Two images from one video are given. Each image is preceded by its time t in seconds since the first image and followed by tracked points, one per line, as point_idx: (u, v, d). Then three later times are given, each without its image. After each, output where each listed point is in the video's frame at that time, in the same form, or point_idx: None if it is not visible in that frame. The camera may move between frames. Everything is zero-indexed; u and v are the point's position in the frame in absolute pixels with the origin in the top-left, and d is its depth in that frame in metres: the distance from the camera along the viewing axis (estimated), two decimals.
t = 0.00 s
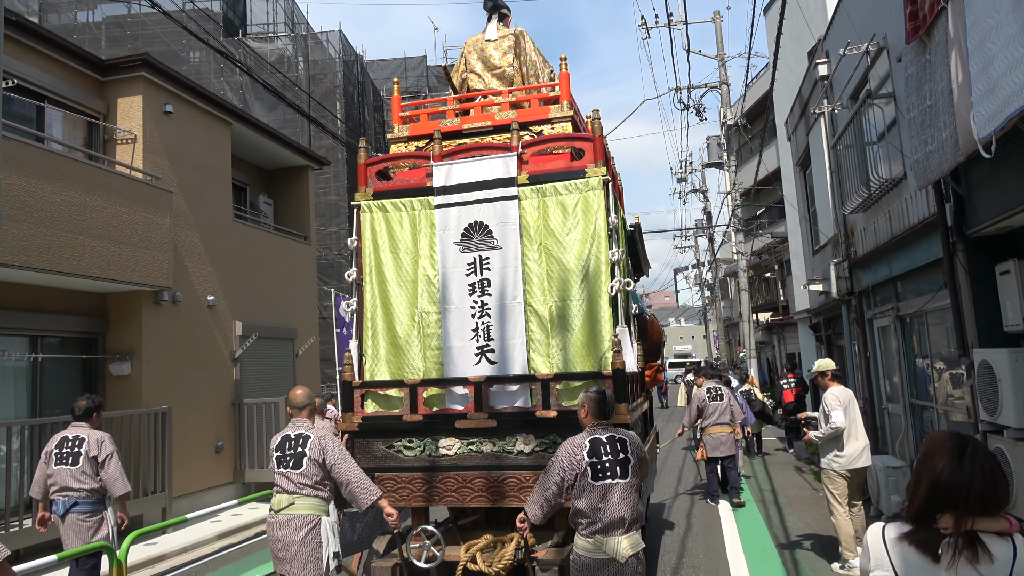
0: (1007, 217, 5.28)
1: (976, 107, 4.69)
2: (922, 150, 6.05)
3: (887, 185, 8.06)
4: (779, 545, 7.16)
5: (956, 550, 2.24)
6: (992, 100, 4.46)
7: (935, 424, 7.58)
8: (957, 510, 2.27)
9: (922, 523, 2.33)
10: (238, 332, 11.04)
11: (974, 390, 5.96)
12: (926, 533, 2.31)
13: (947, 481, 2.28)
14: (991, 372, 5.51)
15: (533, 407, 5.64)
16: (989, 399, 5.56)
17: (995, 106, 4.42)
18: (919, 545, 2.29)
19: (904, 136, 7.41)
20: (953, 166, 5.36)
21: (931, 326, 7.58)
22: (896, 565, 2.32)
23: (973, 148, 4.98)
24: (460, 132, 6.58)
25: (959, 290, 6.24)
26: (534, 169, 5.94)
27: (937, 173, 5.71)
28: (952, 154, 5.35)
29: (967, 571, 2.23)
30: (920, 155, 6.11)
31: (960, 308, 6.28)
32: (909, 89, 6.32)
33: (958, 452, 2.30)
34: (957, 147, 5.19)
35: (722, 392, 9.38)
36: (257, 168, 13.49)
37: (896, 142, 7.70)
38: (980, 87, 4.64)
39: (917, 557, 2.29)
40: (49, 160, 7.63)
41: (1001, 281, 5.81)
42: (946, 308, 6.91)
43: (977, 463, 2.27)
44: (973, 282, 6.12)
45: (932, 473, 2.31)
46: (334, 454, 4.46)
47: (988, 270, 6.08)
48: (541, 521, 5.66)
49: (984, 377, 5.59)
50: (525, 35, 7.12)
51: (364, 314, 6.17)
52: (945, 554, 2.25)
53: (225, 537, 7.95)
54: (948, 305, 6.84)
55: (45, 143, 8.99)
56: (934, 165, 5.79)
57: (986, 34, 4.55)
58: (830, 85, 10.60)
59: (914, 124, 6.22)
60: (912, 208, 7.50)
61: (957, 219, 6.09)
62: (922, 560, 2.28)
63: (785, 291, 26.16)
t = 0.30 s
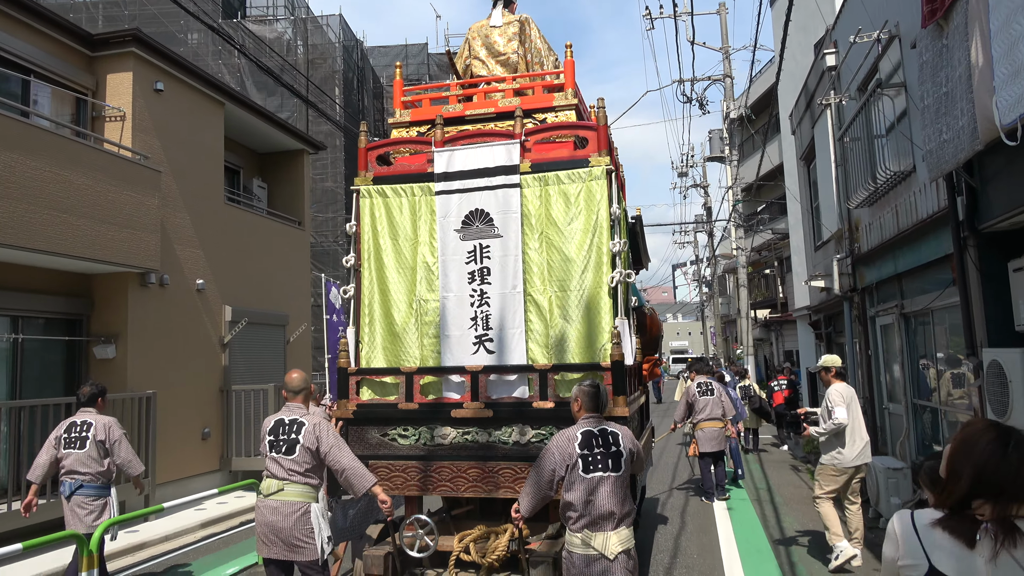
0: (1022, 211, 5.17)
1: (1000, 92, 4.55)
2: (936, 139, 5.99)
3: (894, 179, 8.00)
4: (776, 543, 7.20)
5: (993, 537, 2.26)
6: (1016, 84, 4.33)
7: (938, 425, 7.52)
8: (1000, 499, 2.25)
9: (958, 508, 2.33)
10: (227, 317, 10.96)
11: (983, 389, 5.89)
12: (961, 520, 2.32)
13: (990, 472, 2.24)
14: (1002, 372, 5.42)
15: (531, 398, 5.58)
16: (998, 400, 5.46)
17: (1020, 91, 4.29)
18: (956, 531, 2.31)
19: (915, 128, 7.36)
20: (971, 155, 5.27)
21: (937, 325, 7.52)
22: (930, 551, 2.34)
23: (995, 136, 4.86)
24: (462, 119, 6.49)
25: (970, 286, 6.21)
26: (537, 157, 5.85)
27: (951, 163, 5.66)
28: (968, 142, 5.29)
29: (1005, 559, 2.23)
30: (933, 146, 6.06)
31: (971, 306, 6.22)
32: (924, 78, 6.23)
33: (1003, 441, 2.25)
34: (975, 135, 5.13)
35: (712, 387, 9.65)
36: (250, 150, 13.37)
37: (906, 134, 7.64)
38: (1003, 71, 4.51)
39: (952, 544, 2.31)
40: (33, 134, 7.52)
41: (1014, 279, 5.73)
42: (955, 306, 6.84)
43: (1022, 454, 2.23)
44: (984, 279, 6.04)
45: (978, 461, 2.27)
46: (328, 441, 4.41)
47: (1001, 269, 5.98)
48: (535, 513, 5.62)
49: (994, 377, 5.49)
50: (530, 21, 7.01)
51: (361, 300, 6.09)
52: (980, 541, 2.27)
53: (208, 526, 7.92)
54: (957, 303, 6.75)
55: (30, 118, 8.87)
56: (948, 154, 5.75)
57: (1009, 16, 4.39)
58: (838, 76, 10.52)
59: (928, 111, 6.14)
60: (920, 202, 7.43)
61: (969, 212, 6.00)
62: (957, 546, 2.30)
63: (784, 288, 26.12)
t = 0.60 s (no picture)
0: None
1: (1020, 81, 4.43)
2: (949, 130, 5.91)
3: (900, 174, 7.94)
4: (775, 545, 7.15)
5: (1013, 550, 2.23)
6: None
7: (944, 427, 7.45)
8: (1019, 512, 2.22)
9: (975, 522, 2.29)
10: (215, 314, 10.85)
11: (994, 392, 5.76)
12: (980, 533, 2.27)
13: (1008, 485, 2.20)
14: (1013, 373, 5.31)
15: (528, 399, 5.50)
16: (1011, 404, 5.35)
17: None
18: (975, 545, 2.27)
19: (923, 122, 7.29)
20: (987, 146, 5.20)
21: (944, 324, 7.45)
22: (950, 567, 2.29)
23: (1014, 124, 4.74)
24: (459, 115, 6.39)
25: (980, 283, 6.14)
26: (536, 155, 5.77)
27: (965, 155, 5.59)
28: (984, 132, 5.22)
29: None
30: (945, 138, 5.98)
31: (981, 305, 6.14)
32: (935, 67, 6.16)
33: (1015, 451, 2.22)
34: (990, 126, 5.07)
35: (708, 389, 9.53)
36: (241, 144, 13.25)
37: (913, 127, 7.57)
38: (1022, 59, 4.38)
39: (973, 558, 2.26)
40: (14, 125, 7.39)
41: None
42: (965, 305, 6.76)
43: None
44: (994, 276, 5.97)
45: (992, 471, 2.23)
46: (319, 444, 4.33)
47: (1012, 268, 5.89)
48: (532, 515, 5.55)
49: (1006, 378, 5.38)
50: (530, 16, 6.90)
51: (357, 298, 6.00)
52: (1000, 554, 2.24)
53: (194, 529, 7.81)
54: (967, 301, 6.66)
55: (13, 108, 8.73)
56: (961, 146, 5.67)
57: None
58: (840, 70, 10.44)
59: (940, 101, 6.07)
60: (928, 197, 7.35)
61: (980, 209, 5.94)
62: (979, 562, 2.25)
63: (783, 286, 26.09)
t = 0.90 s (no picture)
0: None
1: None
2: (952, 115, 5.84)
3: (899, 164, 7.90)
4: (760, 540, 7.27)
5: (977, 542, 2.29)
6: None
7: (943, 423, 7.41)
8: (980, 504, 2.29)
9: (942, 515, 2.36)
10: (200, 310, 10.69)
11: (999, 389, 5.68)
12: (945, 525, 2.34)
13: (968, 479, 2.29)
14: (1018, 367, 5.25)
15: (520, 395, 5.46)
16: (1016, 400, 5.30)
17: None
18: (938, 536, 2.34)
19: (924, 110, 7.25)
20: (992, 131, 5.09)
21: (945, 316, 7.42)
22: (914, 557, 2.38)
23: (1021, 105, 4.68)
24: (450, 108, 6.31)
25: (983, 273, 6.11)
26: (527, 148, 5.71)
27: (969, 140, 5.52)
28: (991, 115, 5.10)
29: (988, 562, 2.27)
30: (949, 123, 5.93)
31: (986, 296, 6.12)
32: (938, 51, 6.13)
33: (978, 447, 2.31)
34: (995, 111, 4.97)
35: (703, 383, 9.64)
36: (227, 137, 13.14)
37: (913, 115, 7.53)
38: None
39: (936, 549, 2.34)
40: None
41: None
42: (966, 298, 6.71)
43: (998, 458, 2.28)
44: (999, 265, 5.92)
45: (956, 466, 2.32)
46: (310, 442, 4.24)
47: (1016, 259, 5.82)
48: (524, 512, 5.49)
49: (1012, 373, 5.31)
50: (522, 8, 6.83)
51: (346, 293, 5.92)
52: (963, 546, 2.30)
53: (176, 531, 7.69)
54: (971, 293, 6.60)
55: None
56: (965, 131, 5.61)
57: None
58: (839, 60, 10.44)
59: (943, 85, 6.03)
60: (928, 187, 7.31)
61: (984, 196, 5.84)
62: (942, 552, 2.33)
63: (779, 282, 26.09)
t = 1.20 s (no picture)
0: None
1: None
2: (964, 102, 5.78)
3: (908, 156, 7.80)
4: (756, 538, 7.48)
5: (961, 539, 2.25)
6: None
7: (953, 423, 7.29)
8: (967, 502, 2.23)
9: (928, 512, 2.30)
10: (192, 308, 10.64)
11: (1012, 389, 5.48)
12: (932, 523, 2.28)
13: (956, 475, 2.22)
14: None
15: (514, 395, 5.39)
16: None
17: None
18: (925, 534, 2.28)
19: (934, 101, 7.14)
20: (1007, 116, 5.03)
21: (954, 313, 7.31)
22: (900, 556, 2.32)
23: None
24: (445, 103, 6.24)
25: (995, 268, 5.89)
26: (521, 144, 5.62)
27: (983, 127, 5.45)
28: (1004, 100, 5.03)
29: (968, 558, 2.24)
30: (959, 109, 5.89)
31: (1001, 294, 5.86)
32: (949, 34, 6.02)
33: (967, 443, 2.24)
34: (1013, 91, 4.85)
35: (703, 383, 9.54)
36: (223, 132, 13.10)
37: (922, 105, 7.44)
38: None
39: (922, 548, 2.28)
40: None
41: None
42: (978, 294, 6.61)
43: (987, 455, 2.21)
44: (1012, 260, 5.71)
45: (944, 462, 2.25)
46: (306, 438, 4.17)
47: None
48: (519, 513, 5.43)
49: None
50: (518, 3, 6.76)
51: (340, 291, 5.87)
52: (949, 544, 2.25)
53: (164, 533, 7.61)
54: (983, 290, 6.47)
55: None
56: (977, 119, 5.56)
57: None
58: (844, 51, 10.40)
59: (954, 70, 5.96)
60: (938, 179, 7.21)
61: (996, 188, 5.71)
62: (925, 548, 2.28)
63: (784, 280, 25.93)
